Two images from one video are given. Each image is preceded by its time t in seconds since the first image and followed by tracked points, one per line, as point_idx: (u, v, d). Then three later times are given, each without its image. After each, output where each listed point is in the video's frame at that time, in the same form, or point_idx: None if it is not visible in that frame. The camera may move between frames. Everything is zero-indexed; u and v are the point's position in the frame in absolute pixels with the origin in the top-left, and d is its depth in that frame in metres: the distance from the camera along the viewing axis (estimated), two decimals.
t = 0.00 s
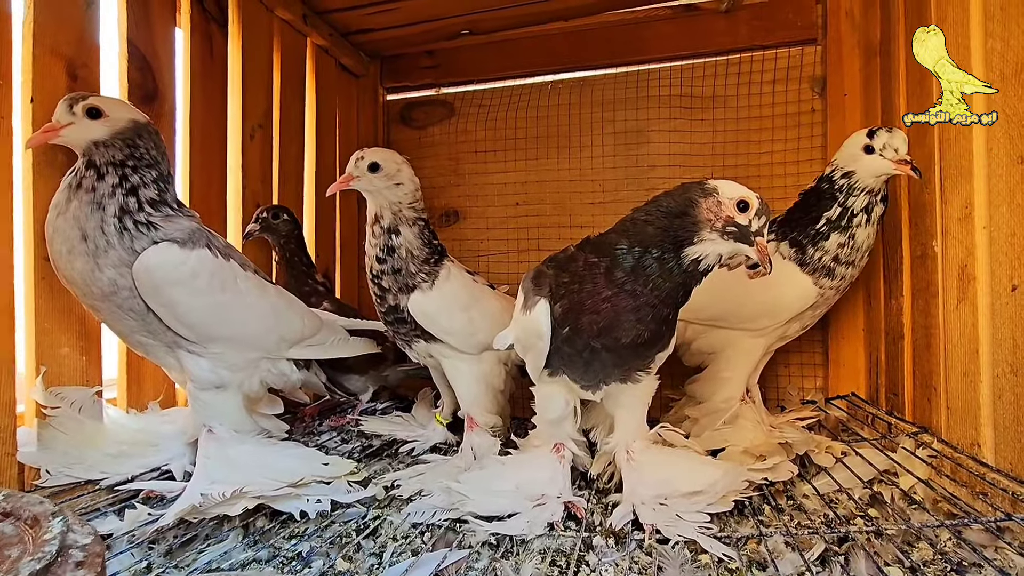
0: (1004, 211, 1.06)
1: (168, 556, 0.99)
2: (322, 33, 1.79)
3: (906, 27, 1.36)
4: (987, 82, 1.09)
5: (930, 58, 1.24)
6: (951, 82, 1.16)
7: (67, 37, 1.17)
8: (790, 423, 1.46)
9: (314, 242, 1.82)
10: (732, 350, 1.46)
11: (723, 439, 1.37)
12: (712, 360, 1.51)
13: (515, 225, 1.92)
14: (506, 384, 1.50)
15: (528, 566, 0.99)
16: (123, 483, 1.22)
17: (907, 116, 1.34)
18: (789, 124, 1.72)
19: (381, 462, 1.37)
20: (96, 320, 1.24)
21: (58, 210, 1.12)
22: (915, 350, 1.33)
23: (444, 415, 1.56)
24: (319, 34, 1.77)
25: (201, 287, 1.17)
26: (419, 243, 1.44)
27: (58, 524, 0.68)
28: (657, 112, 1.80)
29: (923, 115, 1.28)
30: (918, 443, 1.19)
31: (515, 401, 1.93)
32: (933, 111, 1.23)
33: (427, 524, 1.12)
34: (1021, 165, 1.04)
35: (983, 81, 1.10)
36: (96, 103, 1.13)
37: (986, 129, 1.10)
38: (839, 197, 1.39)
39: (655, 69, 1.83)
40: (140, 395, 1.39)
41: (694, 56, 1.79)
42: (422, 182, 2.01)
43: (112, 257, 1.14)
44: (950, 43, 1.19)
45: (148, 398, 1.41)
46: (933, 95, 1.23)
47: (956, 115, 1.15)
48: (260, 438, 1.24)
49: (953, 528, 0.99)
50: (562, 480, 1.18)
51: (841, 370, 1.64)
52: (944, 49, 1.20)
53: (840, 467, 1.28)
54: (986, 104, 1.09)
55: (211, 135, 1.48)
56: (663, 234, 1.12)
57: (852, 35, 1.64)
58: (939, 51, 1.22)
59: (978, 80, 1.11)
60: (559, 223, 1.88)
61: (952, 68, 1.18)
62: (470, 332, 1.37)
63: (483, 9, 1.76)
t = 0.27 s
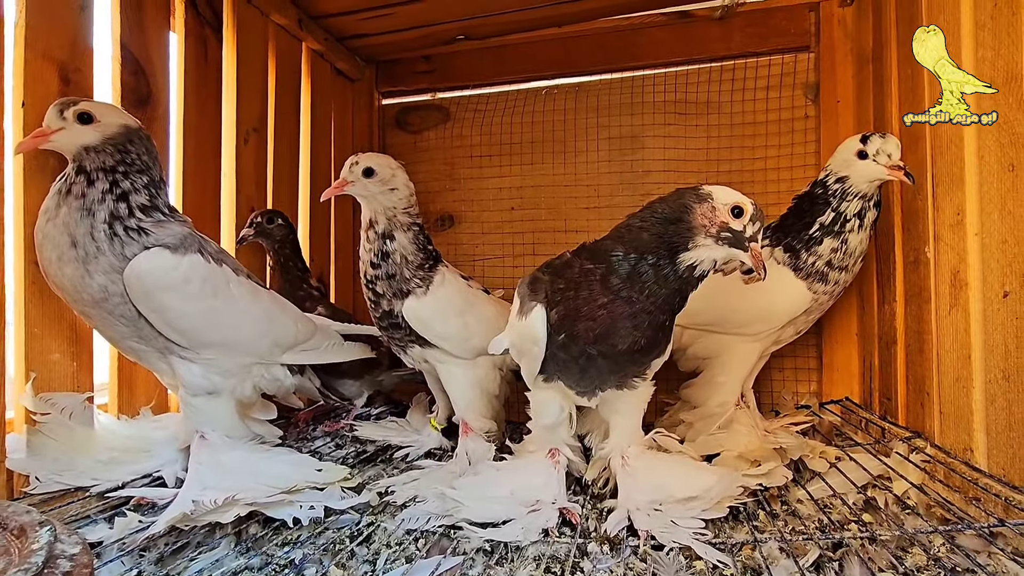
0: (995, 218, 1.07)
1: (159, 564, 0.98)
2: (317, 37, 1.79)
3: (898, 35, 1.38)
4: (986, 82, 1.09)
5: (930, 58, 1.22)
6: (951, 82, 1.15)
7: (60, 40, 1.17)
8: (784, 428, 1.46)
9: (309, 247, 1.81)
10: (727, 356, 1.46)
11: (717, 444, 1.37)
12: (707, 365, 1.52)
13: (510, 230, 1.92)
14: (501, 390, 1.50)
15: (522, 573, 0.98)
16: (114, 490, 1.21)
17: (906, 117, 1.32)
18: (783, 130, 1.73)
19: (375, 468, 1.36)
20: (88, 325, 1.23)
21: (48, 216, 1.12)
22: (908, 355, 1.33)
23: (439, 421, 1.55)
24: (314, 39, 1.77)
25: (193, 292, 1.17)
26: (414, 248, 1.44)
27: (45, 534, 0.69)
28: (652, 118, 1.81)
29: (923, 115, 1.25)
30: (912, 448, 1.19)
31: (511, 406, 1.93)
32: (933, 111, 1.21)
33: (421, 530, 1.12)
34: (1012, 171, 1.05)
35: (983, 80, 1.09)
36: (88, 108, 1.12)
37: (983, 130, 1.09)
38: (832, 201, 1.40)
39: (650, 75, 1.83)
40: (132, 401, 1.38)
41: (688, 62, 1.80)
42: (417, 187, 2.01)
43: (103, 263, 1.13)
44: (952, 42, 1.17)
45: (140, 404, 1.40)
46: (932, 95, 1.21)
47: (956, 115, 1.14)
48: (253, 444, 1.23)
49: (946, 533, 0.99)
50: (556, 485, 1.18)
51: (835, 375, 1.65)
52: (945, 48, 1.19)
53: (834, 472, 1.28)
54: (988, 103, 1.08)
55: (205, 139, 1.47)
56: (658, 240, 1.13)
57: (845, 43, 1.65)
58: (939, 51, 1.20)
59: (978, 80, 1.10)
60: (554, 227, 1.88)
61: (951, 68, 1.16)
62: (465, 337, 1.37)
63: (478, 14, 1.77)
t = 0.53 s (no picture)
0: (988, 220, 1.08)
1: (151, 570, 0.97)
2: (312, 40, 1.78)
3: (891, 39, 1.39)
4: (986, 82, 1.08)
5: (929, 58, 1.21)
6: (951, 82, 1.14)
7: (53, 42, 1.16)
8: (780, 430, 1.47)
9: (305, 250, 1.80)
10: (723, 358, 1.47)
11: (714, 446, 1.36)
12: (703, 368, 1.52)
13: (506, 233, 1.92)
14: (497, 393, 1.49)
15: None
16: (106, 495, 1.20)
17: (906, 116, 1.29)
18: (778, 133, 1.74)
19: (370, 472, 1.35)
20: (79, 329, 1.22)
21: (37, 220, 1.10)
22: (903, 357, 1.34)
23: (435, 424, 1.55)
24: (309, 41, 1.77)
25: (186, 295, 1.16)
26: (410, 250, 1.43)
27: (35, 539, 0.67)
28: (647, 121, 1.82)
29: (923, 115, 1.23)
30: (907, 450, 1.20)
31: (507, 409, 1.93)
32: (933, 110, 1.20)
33: (417, 534, 1.11)
34: (1005, 174, 1.05)
35: (983, 80, 1.08)
36: (73, 113, 1.11)
37: (985, 130, 1.09)
38: (826, 203, 1.40)
39: (645, 78, 1.84)
40: (124, 405, 1.37)
41: (683, 66, 1.81)
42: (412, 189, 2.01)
43: (94, 266, 1.12)
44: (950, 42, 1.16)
45: (132, 408, 1.39)
46: (933, 95, 1.19)
47: (956, 115, 1.13)
48: (247, 448, 1.22)
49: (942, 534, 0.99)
50: (552, 488, 1.18)
51: (831, 377, 1.66)
52: (945, 48, 1.18)
53: (831, 475, 1.28)
54: (987, 104, 1.08)
55: (199, 141, 1.46)
56: (648, 245, 1.12)
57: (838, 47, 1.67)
58: (939, 51, 1.19)
59: (979, 80, 1.09)
60: (550, 230, 1.88)
61: (952, 68, 1.15)
62: (461, 340, 1.37)
63: (474, 18, 1.77)
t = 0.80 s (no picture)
0: (985, 220, 1.07)
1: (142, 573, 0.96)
2: (308, 39, 1.78)
3: (887, 38, 1.39)
4: (986, 82, 1.07)
5: (929, 59, 1.20)
6: (950, 82, 1.14)
7: (44, 39, 1.14)
8: (777, 430, 1.47)
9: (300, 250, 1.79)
10: (720, 358, 1.46)
11: (711, 446, 1.36)
12: (699, 367, 1.52)
13: (502, 232, 1.91)
14: (493, 393, 1.49)
15: None
16: (97, 497, 1.19)
17: (906, 116, 1.28)
18: (774, 132, 1.74)
19: (365, 473, 1.34)
20: (71, 329, 1.21)
21: (27, 219, 1.09)
22: (900, 356, 1.34)
23: (431, 424, 1.54)
24: (304, 40, 1.76)
25: (179, 295, 1.15)
26: (405, 250, 1.42)
27: (22, 541, 0.66)
28: (644, 121, 1.82)
29: (922, 115, 1.22)
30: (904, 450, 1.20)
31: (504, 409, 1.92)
32: (932, 112, 1.19)
33: (412, 536, 1.10)
34: (1000, 173, 1.05)
35: (983, 80, 1.08)
36: (63, 110, 1.09)
37: (985, 130, 1.08)
38: (823, 203, 1.40)
39: (641, 78, 1.84)
40: (116, 406, 1.35)
41: (680, 65, 1.81)
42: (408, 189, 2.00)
43: (85, 266, 1.11)
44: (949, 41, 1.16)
45: (125, 409, 1.37)
46: (932, 95, 1.18)
47: (956, 115, 1.12)
48: (241, 449, 1.21)
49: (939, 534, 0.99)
50: (549, 489, 1.17)
51: (827, 376, 1.66)
52: (945, 49, 1.17)
53: (828, 474, 1.28)
54: (988, 103, 1.07)
55: (193, 140, 1.45)
56: (647, 243, 1.12)
57: (834, 46, 1.67)
58: (938, 51, 1.18)
59: (979, 80, 1.08)
60: (547, 230, 1.88)
61: (951, 69, 1.15)
62: (457, 340, 1.36)
63: (470, 17, 1.76)
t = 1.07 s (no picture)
0: (978, 221, 1.09)
1: (138, 571, 0.96)
2: (305, 37, 1.78)
3: (882, 41, 1.40)
4: (986, 82, 1.09)
5: (929, 59, 1.19)
6: (949, 82, 1.13)
7: (39, 35, 1.14)
8: (772, 429, 1.48)
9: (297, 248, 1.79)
10: (715, 358, 1.47)
11: (707, 445, 1.37)
12: (695, 367, 1.52)
13: (499, 232, 1.92)
14: (490, 392, 1.49)
15: None
16: (92, 494, 1.17)
17: (906, 116, 1.26)
18: (770, 133, 1.75)
19: (362, 471, 1.34)
20: (66, 327, 1.21)
21: (22, 215, 1.09)
22: (893, 356, 1.35)
23: (426, 423, 1.54)
24: (301, 38, 1.76)
25: (175, 293, 1.14)
26: (402, 249, 1.43)
27: (17, 538, 0.66)
28: (641, 121, 1.82)
29: (923, 115, 1.21)
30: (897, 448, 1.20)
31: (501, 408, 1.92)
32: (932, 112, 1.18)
33: (408, 534, 1.10)
34: (994, 174, 1.08)
35: (983, 80, 1.09)
36: (59, 106, 1.09)
37: (985, 130, 1.09)
38: (822, 204, 1.41)
39: (638, 78, 1.85)
40: (112, 404, 1.35)
41: (676, 66, 1.82)
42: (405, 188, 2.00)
43: (81, 263, 1.11)
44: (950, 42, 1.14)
45: (121, 407, 1.37)
46: (933, 94, 1.17)
47: (955, 115, 1.12)
48: (237, 448, 1.21)
49: (932, 532, 1.00)
50: (545, 488, 1.17)
51: (822, 376, 1.67)
52: (946, 49, 1.15)
53: (822, 473, 1.29)
54: (988, 103, 1.08)
55: (189, 138, 1.45)
56: (637, 253, 1.14)
57: (830, 48, 1.68)
58: (939, 51, 1.17)
59: (978, 80, 1.09)
60: (544, 229, 1.88)
61: (952, 68, 1.14)
62: (453, 339, 1.36)
63: (467, 16, 1.76)
